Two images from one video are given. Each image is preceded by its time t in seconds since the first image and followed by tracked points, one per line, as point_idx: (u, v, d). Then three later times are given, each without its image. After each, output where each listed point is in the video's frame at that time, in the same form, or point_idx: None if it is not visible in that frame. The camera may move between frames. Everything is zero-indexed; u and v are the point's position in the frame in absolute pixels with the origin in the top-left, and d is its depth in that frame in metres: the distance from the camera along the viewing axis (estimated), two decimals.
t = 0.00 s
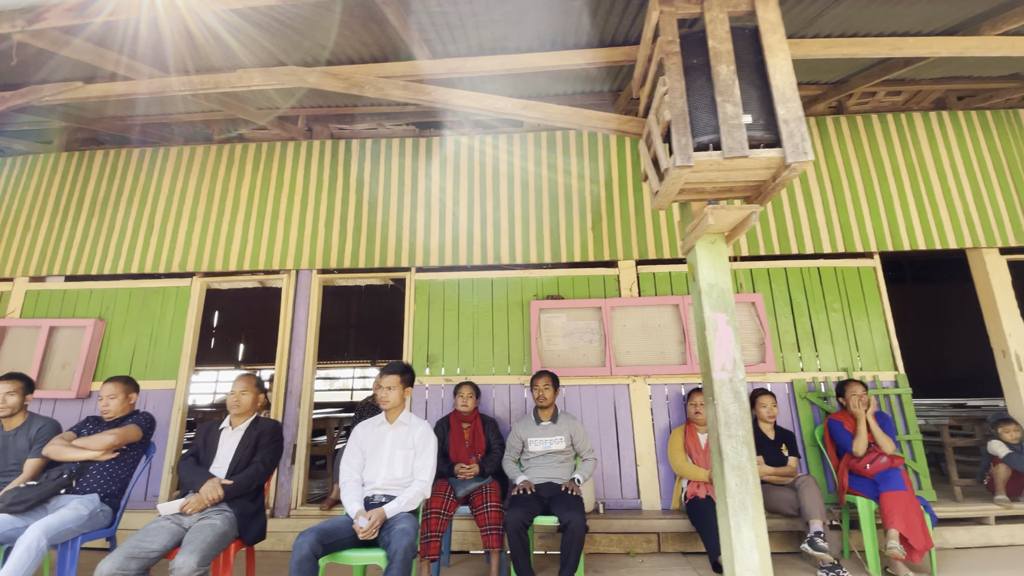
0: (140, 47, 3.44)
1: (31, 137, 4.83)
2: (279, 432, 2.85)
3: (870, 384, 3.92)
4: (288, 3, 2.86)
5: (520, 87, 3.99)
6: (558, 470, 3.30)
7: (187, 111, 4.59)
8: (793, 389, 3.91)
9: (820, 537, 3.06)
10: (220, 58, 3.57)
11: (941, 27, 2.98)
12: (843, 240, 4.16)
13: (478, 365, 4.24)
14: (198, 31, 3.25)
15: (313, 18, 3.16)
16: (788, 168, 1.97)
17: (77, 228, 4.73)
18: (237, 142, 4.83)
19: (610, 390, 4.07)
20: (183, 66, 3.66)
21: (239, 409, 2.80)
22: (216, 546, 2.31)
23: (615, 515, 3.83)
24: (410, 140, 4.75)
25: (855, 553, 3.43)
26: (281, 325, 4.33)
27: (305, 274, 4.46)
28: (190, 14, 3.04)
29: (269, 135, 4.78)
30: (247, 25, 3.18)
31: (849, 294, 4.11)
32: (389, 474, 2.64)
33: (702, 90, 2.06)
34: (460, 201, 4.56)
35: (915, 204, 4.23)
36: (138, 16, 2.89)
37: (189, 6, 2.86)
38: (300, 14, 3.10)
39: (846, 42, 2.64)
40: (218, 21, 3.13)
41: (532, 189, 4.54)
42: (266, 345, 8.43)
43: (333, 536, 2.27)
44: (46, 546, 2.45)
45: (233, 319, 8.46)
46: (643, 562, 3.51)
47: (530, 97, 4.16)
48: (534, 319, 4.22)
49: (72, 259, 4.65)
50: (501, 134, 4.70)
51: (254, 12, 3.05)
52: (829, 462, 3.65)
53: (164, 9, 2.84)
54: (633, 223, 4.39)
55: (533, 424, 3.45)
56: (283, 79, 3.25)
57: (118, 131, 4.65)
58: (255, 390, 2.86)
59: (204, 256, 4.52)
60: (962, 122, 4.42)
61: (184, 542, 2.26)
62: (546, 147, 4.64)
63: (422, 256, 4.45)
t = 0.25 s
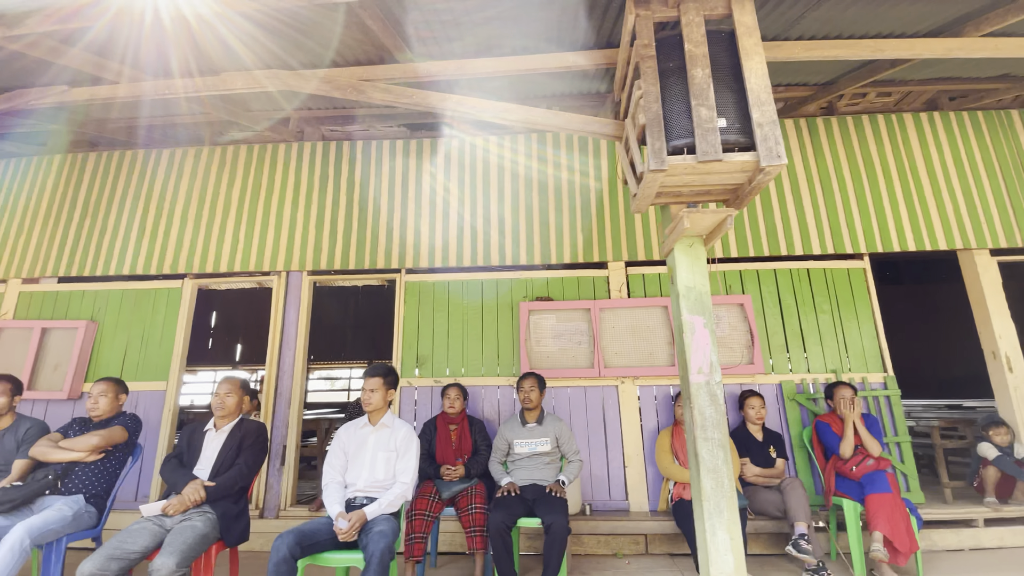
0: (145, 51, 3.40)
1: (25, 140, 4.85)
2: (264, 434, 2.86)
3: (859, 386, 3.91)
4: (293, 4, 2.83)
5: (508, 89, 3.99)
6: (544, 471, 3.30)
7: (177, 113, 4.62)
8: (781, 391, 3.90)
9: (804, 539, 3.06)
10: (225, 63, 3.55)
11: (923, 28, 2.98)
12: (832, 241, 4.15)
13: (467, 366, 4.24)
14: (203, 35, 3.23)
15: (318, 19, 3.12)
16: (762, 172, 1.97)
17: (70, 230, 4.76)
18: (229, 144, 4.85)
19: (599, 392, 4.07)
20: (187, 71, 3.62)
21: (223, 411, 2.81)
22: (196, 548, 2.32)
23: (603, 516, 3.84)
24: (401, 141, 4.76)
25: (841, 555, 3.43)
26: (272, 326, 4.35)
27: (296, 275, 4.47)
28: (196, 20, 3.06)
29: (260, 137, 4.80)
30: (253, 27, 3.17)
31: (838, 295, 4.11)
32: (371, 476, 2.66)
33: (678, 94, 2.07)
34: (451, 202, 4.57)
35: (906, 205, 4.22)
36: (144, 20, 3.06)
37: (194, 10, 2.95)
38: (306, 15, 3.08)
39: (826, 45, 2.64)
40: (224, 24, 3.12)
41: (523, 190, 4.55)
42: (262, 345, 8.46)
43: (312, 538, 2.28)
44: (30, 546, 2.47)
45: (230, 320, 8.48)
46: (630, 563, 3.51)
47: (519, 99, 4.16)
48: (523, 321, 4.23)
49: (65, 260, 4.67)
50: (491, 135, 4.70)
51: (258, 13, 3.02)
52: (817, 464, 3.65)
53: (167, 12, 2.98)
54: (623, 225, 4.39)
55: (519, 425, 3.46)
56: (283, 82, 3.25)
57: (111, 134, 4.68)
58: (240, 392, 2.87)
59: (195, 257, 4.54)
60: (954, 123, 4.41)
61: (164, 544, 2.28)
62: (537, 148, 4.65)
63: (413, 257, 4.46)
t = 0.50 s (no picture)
0: (147, 53, 3.38)
1: (23, 141, 4.88)
2: (254, 433, 2.87)
3: (853, 385, 3.90)
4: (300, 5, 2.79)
5: (500, 88, 3.98)
6: (534, 471, 3.31)
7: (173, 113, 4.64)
8: (775, 391, 3.89)
9: (794, 539, 3.06)
10: (231, 62, 3.49)
11: (915, 27, 2.95)
12: (828, 240, 4.13)
13: (461, 366, 4.25)
14: (209, 34, 3.16)
15: (326, 17, 3.06)
16: (745, 173, 1.97)
17: (68, 231, 4.79)
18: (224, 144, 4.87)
19: (592, 391, 4.07)
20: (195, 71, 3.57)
21: (215, 411, 2.83)
22: (184, 548, 2.34)
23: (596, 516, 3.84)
24: (395, 141, 4.76)
25: (833, 556, 3.43)
26: (267, 325, 4.37)
27: (291, 275, 4.49)
28: (203, 21, 3.00)
29: (256, 137, 4.82)
30: (258, 26, 3.12)
31: (833, 295, 4.09)
32: (359, 476, 2.67)
33: (661, 94, 2.06)
34: (446, 202, 4.57)
35: (902, 204, 4.19)
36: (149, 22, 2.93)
37: (202, 12, 2.86)
38: (314, 14, 3.02)
39: (816, 44, 2.62)
40: (230, 25, 3.06)
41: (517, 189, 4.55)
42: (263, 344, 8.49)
43: (297, 538, 2.30)
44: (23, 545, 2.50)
45: (231, 319, 8.52)
46: (621, 563, 3.52)
47: (512, 98, 4.16)
48: (516, 320, 4.23)
49: (63, 260, 4.70)
50: (486, 135, 4.70)
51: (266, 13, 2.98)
52: (810, 464, 3.64)
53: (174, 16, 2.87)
54: (617, 224, 4.38)
55: (510, 425, 3.47)
56: (280, 84, 3.25)
57: (108, 134, 4.70)
58: (231, 392, 2.89)
59: (191, 257, 4.57)
60: (952, 121, 4.37)
61: (153, 543, 2.30)
62: (532, 147, 4.64)
63: (408, 257, 4.47)
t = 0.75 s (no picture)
0: (142, 52, 3.39)
1: (24, 142, 4.90)
2: (251, 432, 2.88)
3: (853, 385, 3.87)
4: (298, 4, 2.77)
5: (497, 87, 3.96)
6: (530, 470, 3.31)
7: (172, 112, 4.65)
8: (774, 390, 3.87)
9: (791, 539, 3.04)
10: (231, 61, 3.47)
11: (914, 24, 2.92)
12: (827, 238, 4.10)
13: (459, 364, 4.25)
14: (209, 33, 3.15)
15: (324, 17, 3.04)
16: (738, 171, 1.95)
17: (68, 230, 4.81)
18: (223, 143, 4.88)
19: (590, 390, 4.06)
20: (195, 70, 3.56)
21: (211, 409, 2.83)
22: (178, 546, 2.35)
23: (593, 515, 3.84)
24: (394, 140, 4.76)
25: (831, 556, 3.41)
26: (265, 324, 4.38)
27: (290, 274, 4.50)
28: (204, 19, 2.98)
29: (255, 136, 4.82)
30: (257, 24, 3.09)
31: (833, 293, 4.06)
32: (354, 475, 2.67)
33: (654, 92, 2.05)
34: (444, 201, 4.57)
35: (903, 201, 4.15)
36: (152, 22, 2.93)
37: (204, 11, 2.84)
38: (313, 14, 3.00)
39: (813, 40, 2.60)
40: (229, 22, 3.04)
41: (515, 188, 4.53)
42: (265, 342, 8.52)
43: (290, 537, 2.30)
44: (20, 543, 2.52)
45: (233, 317, 8.55)
46: (618, 562, 3.51)
47: (510, 97, 4.15)
48: (514, 319, 4.22)
49: (64, 260, 4.73)
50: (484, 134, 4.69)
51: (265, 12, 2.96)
52: (808, 464, 3.62)
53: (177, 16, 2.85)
54: (615, 223, 4.36)
55: (507, 424, 3.46)
56: (279, 83, 3.25)
57: (108, 134, 4.72)
58: (228, 391, 2.90)
59: (190, 256, 4.58)
60: (953, 118, 4.33)
61: (147, 541, 2.31)
62: (531, 146, 4.63)
63: (406, 256, 4.47)
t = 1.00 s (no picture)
0: (140, 47, 3.38)
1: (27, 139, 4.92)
2: (248, 428, 2.86)
3: (857, 382, 3.82)
4: None
5: (496, 81, 3.93)
6: (529, 467, 3.30)
7: (173, 108, 4.64)
8: (777, 387, 3.83)
9: (793, 538, 3.00)
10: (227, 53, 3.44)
11: (920, 13, 2.86)
12: (832, 234, 4.05)
13: (459, 361, 4.23)
14: (204, 24, 3.12)
15: (318, 9, 3.01)
16: (737, 163, 1.91)
17: (70, 227, 4.83)
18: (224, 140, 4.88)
19: (591, 387, 4.03)
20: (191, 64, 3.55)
21: (209, 405, 2.83)
22: (174, 542, 2.34)
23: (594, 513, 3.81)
24: (394, 136, 4.74)
25: (834, 555, 3.36)
26: (265, 321, 4.37)
27: (290, 271, 4.49)
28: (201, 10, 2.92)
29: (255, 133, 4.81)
30: (253, 15, 3.06)
31: (838, 290, 4.01)
32: (350, 472, 2.66)
33: (650, 84, 2.02)
34: (444, 197, 4.54)
35: (909, 196, 4.09)
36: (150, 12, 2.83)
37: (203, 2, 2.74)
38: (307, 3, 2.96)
39: (815, 31, 2.55)
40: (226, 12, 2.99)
41: (515, 184, 4.50)
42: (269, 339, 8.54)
43: (285, 534, 2.29)
44: (14, 539, 2.53)
45: (237, 315, 8.56)
46: (618, 561, 3.48)
47: (510, 92, 4.11)
48: (514, 316, 4.19)
49: (67, 256, 4.74)
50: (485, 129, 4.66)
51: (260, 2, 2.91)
52: (812, 461, 3.57)
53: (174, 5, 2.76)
54: (617, 218, 4.32)
55: (506, 421, 3.44)
56: (275, 77, 3.23)
57: (109, 131, 4.73)
58: (225, 387, 2.89)
59: (191, 253, 4.58)
60: (961, 111, 4.26)
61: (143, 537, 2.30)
62: (532, 141, 4.59)
63: (405, 252, 4.45)
